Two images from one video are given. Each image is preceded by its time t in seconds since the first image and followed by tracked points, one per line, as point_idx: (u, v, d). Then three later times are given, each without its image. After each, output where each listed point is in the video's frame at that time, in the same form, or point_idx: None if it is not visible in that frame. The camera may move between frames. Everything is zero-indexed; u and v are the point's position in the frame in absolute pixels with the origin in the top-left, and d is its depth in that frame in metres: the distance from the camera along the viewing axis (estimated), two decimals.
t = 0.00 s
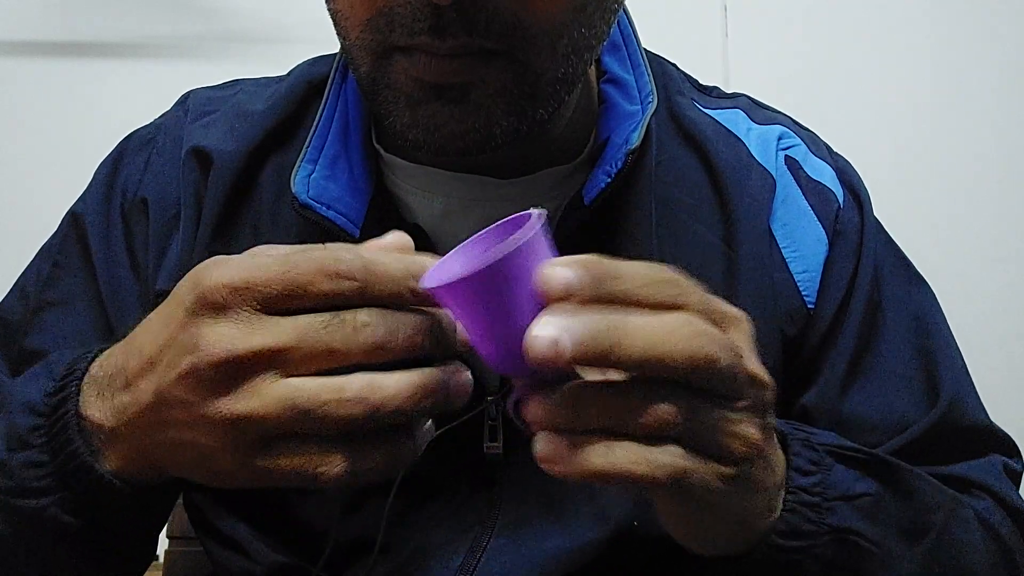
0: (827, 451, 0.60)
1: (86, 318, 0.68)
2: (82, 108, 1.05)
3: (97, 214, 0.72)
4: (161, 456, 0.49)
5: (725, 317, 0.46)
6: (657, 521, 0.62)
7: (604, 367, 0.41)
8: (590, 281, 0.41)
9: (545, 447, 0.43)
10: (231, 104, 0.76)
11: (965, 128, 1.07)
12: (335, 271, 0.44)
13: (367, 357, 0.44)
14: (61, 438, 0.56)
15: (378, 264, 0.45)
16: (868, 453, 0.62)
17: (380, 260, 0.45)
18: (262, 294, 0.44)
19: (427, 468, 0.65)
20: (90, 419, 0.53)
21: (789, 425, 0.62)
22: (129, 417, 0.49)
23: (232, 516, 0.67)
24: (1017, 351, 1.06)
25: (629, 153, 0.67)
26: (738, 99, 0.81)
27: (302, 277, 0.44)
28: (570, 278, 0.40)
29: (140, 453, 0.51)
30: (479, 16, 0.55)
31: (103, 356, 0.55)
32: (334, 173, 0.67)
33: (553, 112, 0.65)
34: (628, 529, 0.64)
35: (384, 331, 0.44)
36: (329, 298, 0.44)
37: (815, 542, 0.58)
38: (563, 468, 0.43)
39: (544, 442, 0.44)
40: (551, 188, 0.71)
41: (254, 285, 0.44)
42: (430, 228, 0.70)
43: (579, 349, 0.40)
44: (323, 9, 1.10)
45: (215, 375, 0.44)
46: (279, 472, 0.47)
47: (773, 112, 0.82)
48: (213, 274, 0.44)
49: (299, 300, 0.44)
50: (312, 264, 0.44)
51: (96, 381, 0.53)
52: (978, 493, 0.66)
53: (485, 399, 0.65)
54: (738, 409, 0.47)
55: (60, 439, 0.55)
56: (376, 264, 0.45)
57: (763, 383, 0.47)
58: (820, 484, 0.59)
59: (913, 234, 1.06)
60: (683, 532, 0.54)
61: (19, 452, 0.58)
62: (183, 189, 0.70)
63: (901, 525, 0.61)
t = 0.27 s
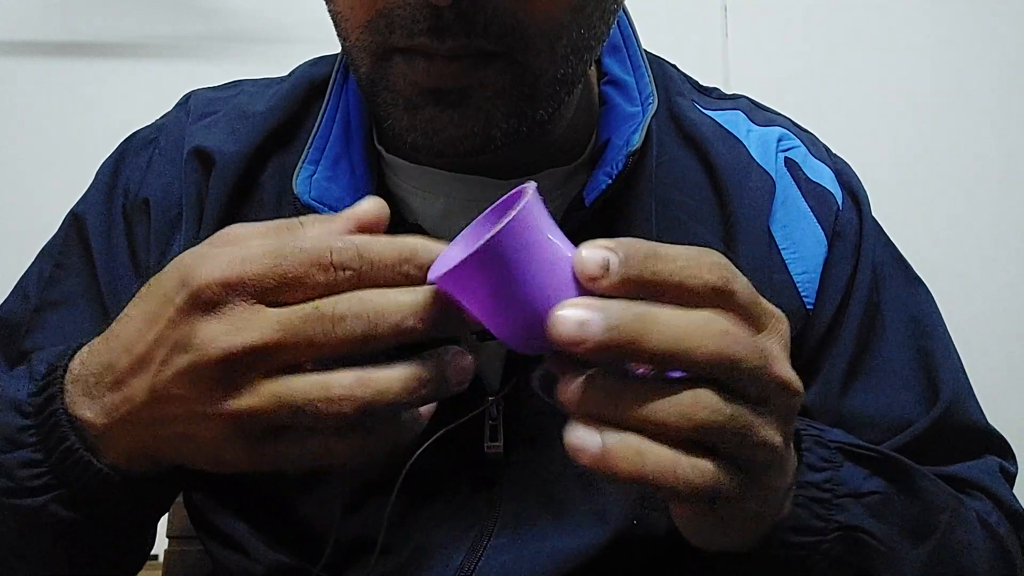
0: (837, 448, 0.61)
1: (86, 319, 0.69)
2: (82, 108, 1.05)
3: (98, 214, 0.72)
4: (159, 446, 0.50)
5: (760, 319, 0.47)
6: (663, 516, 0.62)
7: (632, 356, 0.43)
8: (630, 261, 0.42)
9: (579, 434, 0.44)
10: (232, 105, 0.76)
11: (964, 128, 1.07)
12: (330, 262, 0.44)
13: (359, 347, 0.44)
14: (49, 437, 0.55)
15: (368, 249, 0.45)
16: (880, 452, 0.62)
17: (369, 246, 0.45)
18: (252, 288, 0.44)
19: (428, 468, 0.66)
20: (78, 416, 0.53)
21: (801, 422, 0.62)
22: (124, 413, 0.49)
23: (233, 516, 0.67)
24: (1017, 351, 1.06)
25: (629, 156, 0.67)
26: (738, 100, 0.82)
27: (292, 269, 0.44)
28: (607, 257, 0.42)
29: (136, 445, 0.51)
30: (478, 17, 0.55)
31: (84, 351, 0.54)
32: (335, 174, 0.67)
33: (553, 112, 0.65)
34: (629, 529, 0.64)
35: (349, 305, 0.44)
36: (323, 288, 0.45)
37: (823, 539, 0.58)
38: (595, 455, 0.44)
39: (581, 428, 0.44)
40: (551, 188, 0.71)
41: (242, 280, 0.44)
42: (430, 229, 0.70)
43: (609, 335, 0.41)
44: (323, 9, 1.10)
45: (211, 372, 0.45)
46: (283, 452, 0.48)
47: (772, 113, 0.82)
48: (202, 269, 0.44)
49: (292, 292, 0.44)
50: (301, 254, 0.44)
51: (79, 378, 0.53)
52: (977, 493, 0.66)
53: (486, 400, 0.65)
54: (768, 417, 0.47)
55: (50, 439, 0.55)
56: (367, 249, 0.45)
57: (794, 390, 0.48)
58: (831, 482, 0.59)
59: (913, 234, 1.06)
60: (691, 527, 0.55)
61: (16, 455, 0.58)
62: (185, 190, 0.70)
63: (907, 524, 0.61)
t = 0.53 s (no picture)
0: (845, 440, 0.60)
1: (86, 320, 0.69)
2: (82, 108, 1.06)
3: (98, 216, 0.72)
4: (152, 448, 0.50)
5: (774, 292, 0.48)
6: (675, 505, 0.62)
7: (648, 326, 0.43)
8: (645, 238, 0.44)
9: (587, 395, 0.44)
10: (232, 106, 0.76)
11: (965, 128, 1.07)
12: (305, 269, 0.43)
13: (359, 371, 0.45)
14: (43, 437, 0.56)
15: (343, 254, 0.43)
16: (888, 444, 0.62)
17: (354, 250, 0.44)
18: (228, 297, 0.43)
19: (428, 468, 0.66)
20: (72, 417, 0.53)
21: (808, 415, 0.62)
22: (112, 417, 0.49)
23: (233, 517, 0.67)
24: (1016, 351, 1.06)
25: (627, 157, 0.67)
26: (738, 101, 0.82)
27: (270, 278, 0.43)
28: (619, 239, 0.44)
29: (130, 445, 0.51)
30: (477, 18, 0.55)
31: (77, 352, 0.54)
32: (335, 175, 0.68)
33: (552, 112, 0.65)
34: (629, 529, 0.64)
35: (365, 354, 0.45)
36: (302, 296, 0.43)
37: (831, 531, 0.58)
38: (605, 415, 0.44)
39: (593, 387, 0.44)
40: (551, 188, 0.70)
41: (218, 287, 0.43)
42: (430, 230, 0.70)
43: (623, 303, 0.42)
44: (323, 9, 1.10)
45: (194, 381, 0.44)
46: (278, 453, 0.49)
47: (772, 113, 0.82)
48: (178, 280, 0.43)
49: (269, 299, 0.43)
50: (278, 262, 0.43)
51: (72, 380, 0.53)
52: (979, 491, 0.66)
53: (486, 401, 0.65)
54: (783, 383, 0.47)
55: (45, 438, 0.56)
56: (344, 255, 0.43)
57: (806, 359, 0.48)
58: (839, 473, 0.59)
59: (913, 234, 1.06)
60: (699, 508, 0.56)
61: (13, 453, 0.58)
62: (184, 191, 0.70)
63: (914, 519, 0.61)
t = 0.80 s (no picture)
0: (851, 436, 0.60)
1: (86, 321, 0.69)
2: (82, 108, 1.06)
3: (97, 217, 0.72)
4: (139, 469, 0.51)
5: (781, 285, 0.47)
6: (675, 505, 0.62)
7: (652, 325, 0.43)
8: (650, 238, 0.44)
9: (599, 397, 0.43)
10: (230, 107, 0.76)
11: (965, 127, 1.07)
12: (282, 301, 0.42)
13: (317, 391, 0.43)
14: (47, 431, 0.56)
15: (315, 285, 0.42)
16: (894, 440, 0.62)
17: (340, 280, 0.42)
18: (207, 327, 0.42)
19: (427, 469, 0.66)
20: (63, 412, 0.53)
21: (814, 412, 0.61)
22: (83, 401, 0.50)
23: (233, 518, 0.67)
24: (1016, 351, 1.06)
25: (625, 158, 0.67)
26: (737, 101, 0.81)
27: (245, 310, 0.42)
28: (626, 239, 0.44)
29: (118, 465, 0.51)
30: (474, 18, 0.55)
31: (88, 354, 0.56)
32: (333, 176, 0.67)
33: (550, 112, 0.65)
34: (628, 531, 0.64)
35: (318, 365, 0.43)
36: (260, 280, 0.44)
37: (841, 526, 0.57)
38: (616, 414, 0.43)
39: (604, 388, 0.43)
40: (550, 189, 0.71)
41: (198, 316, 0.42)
42: (429, 231, 0.70)
43: (623, 303, 0.42)
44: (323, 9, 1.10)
45: (175, 410, 0.44)
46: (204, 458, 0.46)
47: (771, 113, 0.82)
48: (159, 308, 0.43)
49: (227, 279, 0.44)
50: (255, 292, 0.42)
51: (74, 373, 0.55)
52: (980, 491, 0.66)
53: (485, 402, 0.65)
54: (788, 372, 0.46)
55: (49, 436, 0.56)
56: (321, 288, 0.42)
57: (814, 349, 0.47)
58: (847, 468, 0.58)
59: (913, 234, 1.06)
60: (715, 513, 0.54)
61: (11, 457, 0.58)
62: (183, 193, 0.70)
63: (919, 515, 0.61)
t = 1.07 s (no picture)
0: (843, 437, 0.60)
1: (86, 323, 0.69)
2: (82, 108, 1.06)
3: (97, 218, 0.72)
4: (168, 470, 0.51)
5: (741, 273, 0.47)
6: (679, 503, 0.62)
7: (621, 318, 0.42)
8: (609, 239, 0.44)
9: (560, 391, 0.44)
10: (230, 108, 0.76)
11: (965, 127, 1.07)
12: (337, 304, 0.43)
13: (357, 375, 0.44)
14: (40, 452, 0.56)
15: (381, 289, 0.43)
16: (887, 440, 0.61)
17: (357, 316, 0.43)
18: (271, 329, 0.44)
19: (427, 470, 0.66)
20: (79, 445, 0.54)
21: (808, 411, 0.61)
22: (135, 444, 0.50)
23: (233, 519, 0.67)
24: (1016, 351, 1.06)
25: (624, 157, 0.67)
26: (737, 101, 0.81)
27: (305, 312, 0.43)
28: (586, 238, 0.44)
29: (143, 467, 0.52)
30: (473, 19, 0.55)
31: (79, 376, 0.55)
32: (332, 177, 0.67)
33: (549, 112, 0.65)
34: (628, 531, 0.64)
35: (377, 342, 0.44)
36: (330, 329, 0.43)
37: (832, 526, 0.58)
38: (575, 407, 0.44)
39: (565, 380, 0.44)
40: (549, 190, 0.70)
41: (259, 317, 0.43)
42: (428, 231, 0.70)
43: (593, 298, 0.42)
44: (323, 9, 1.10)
45: (279, 451, 0.48)
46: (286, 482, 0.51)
47: (771, 113, 0.82)
48: (224, 309, 0.44)
49: (303, 332, 0.44)
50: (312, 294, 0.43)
51: (74, 405, 0.54)
52: (978, 490, 0.66)
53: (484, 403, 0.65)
54: (751, 365, 0.46)
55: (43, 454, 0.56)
56: (379, 290, 0.43)
57: (781, 339, 0.47)
58: (839, 468, 0.59)
59: (913, 234, 1.06)
60: (706, 509, 0.55)
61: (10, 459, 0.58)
62: (183, 194, 0.70)
63: (913, 515, 0.61)
